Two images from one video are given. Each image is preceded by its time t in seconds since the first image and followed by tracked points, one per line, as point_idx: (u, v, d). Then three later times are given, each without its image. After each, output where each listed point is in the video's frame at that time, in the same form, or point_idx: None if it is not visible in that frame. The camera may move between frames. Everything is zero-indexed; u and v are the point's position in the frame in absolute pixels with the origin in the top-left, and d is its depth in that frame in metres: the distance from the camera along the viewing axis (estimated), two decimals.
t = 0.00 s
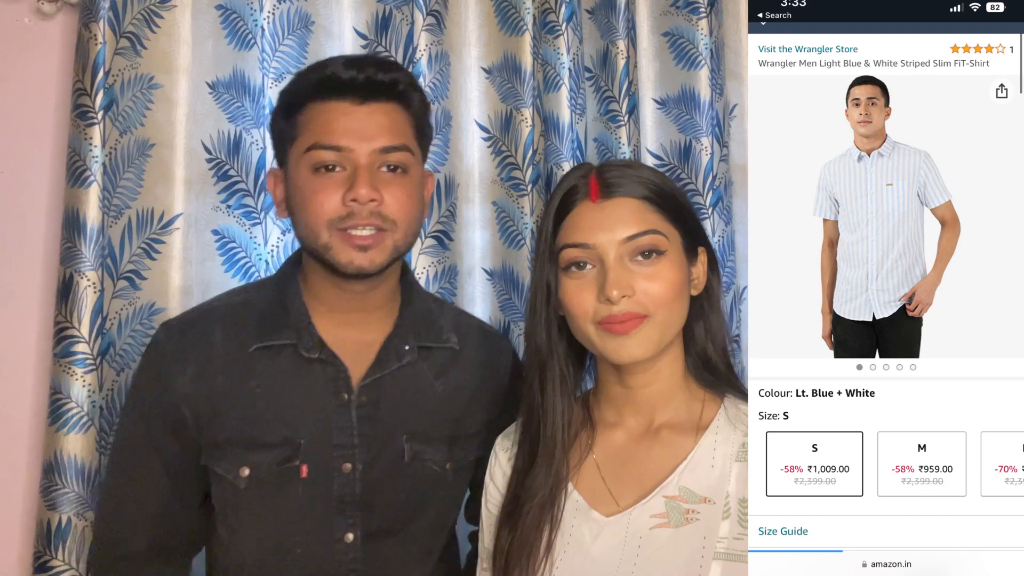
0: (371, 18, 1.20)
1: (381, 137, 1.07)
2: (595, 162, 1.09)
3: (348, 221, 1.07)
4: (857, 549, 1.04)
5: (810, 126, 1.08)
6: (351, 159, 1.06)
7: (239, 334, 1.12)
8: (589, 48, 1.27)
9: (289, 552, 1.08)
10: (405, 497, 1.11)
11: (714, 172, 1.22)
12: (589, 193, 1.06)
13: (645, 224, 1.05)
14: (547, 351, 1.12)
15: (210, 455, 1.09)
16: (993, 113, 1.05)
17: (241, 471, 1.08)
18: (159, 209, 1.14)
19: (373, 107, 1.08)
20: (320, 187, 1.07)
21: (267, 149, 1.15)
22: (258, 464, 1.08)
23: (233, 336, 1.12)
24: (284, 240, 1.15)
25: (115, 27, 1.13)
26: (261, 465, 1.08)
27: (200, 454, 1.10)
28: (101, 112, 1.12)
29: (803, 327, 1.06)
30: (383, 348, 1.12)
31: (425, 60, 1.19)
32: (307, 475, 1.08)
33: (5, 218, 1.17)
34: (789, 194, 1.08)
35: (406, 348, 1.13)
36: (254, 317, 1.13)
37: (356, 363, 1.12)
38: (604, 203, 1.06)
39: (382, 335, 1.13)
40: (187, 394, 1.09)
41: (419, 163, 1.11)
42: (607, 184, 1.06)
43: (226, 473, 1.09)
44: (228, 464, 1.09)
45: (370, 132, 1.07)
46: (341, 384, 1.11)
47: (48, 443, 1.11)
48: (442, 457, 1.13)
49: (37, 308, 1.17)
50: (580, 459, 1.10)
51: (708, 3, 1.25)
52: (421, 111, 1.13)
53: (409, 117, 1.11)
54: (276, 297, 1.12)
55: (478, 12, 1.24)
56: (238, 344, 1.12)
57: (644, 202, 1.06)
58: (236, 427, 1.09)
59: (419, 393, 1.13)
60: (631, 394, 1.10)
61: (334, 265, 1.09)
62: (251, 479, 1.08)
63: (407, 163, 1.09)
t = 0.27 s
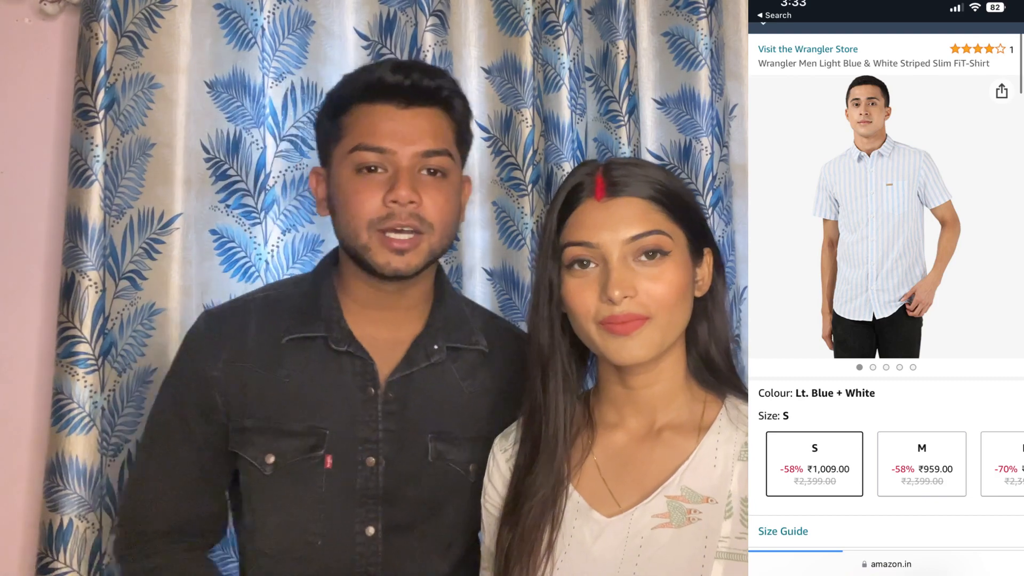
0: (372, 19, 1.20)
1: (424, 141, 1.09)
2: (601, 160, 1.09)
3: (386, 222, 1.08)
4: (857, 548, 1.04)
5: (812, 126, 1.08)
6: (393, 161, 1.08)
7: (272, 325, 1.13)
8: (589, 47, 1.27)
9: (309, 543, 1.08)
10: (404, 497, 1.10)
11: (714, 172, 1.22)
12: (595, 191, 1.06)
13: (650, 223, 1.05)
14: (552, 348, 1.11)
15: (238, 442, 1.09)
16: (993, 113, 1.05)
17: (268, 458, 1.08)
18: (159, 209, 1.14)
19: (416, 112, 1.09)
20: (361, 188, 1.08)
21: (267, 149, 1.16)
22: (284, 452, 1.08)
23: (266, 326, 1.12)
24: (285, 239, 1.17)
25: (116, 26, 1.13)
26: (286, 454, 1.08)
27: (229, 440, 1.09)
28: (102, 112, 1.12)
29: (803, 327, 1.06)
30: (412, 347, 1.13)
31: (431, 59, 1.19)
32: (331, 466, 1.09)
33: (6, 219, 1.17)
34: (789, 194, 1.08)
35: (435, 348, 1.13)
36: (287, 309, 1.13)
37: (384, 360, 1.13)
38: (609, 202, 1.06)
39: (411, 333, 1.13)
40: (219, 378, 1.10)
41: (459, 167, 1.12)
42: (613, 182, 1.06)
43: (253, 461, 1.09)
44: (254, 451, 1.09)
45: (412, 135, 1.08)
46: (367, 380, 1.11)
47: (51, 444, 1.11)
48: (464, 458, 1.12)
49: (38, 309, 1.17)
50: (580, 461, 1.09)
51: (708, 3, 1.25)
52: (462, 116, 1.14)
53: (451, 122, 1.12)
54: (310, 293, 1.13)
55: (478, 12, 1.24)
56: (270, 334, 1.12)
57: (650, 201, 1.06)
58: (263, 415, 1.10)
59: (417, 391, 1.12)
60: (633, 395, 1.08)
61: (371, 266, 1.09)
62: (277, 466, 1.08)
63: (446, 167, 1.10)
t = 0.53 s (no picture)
0: (373, 19, 1.20)
1: (433, 142, 1.09)
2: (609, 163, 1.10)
3: (393, 224, 1.07)
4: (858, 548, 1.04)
5: (812, 126, 1.08)
6: (401, 163, 1.08)
7: (281, 324, 1.13)
8: (589, 47, 1.27)
9: (313, 538, 1.08)
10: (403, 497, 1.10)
11: (714, 172, 1.22)
12: (601, 195, 1.06)
13: (656, 227, 1.05)
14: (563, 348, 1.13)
15: (245, 438, 1.10)
16: (993, 113, 1.05)
17: (273, 454, 1.09)
18: (159, 209, 1.14)
19: (423, 115, 1.09)
20: (369, 190, 1.07)
21: (268, 149, 1.18)
22: (288, 449, 1.09)
23: (274, 325, 1.13)
24: (285, 240, 1.19)
25: (116, 26, 1.12)
26: (290, 450, 1.09)
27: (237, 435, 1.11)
28: (103, 111, 1.10)
29: (803, 327, 1.06)
30: (417, 347, 1.13)
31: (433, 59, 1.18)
32: (333, 463, 1.09)
33: (5, 219, 1.17)
34: (789, 194, 1.08)
35: (440, 347, 1.14)
36: (297, 307, 1.14)
37: (389, 358, 1.13)
38: (615, 206, 1.06)
39: (419, 332, 1.15)
40: (227, 374, 1.11)
41: (466, 168, 1.12)
42: (619, 186, 1.06)
43: (258, 456, 1.09)
44: (259, 448, 1.09)
45: (421, 137, 1.08)
46: (371, 377, 1.11)
47: (54, 445, 1.10)
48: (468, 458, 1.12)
49: (37, 309, 1.17)
50: (587, 462, 1.10)
51: (708, 3, 1.25)
52: (469, 117, 1.14)
53: (458, 124, 1.12)
54: (318, 292, 1.14)
55: (479, 12, 1.24)
56: (279, 331, 1.13)
57: (657, 205, 1.06)
58: (270, 412, 1.10)
59: (415, 388, 1.12)
60: (638, 397, 1.10)
61: (378, 268, 1.09)
62: (281, 462, 1.09)
63: (454, 169, 1.10)
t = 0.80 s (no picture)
0: (371, 18, 1.19)
1: (394, 151, 1.11)
2: (611, 173, 1.07)
3: (359, 230, 1.11)
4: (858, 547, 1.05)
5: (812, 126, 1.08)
6: (364, 171, 1.10)
7: (248, 319, 1.13)
8: (589, 47, 1.26)
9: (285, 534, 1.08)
10: (404, 497, 1.10)
11: (714, 172, 1.20)
12: (602, 210, 1.05)
13: (659, 240, 1.03)
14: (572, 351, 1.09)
15: (211, 436, 1.10)
16: (992, 114, 1.05)
17: (238, 451, 1.09)
18: (160, 209, 1.13)
19: (389, 122, 1.11)
20: (333, 197, 1.10)
21: (267, 149, 1.14)
22: (254, 445, 1.09)
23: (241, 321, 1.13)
24: (284, 240, 1.14)
25: (116, 27, 1.14)
26: (257, 445, 1.09)
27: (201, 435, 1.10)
28: (102, 112, 1.12)
29: (803, 327, 1.06)
30: (386, 338, 1.12)
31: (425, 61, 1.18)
32: (300, 458, 1.09)
33: (6, 219, 1.17)
34: (789, 194, 1.07)
35: (411, 337, 1.13)
36: (262, 303, 1.13)
37: (358, 350, 1.12)
38: (617, 220, 1.04)
39: (390, 323, 1.13)
40: (192, 374, 1.11)
41: (430, 172, 1.14)
42: (621, 200, 1.05)
43: (223, 453, 1.09)
44: (225, 445, 1.09)
45: (382, 146, 1.10)
46: (339, 371, 1.11)
47: (52, 444, 1.11)
48: (440, 447, 1.11)
49: (38, 309, 1.17)
50: (595, 463, 1.09)
51: (708, 3, 1.24)
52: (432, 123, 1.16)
53: (421, 129, 1.14)
54: (282, 289, 1.13)
55: (478, 12, 1.23)
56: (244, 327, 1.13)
57: (661, 218, 1.04)
58: (236, 409, 1.10)
59: (407, 390, 1.11)
60: (647, 400, 1.08)
61: (343, 269, 1.12)
62: (248, 458, 1.09)
63: (418, 174, 1.12)
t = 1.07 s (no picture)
0: (370, 18, 1.19)
1: (342, 158, 1.08)
2: (611, 178, 1.06)
3: (309, 240, 1.09)
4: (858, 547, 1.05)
5: (812, 126, 1.08)
6: (314, 179, 1.07)
7: (193, 334, 1.11)
8: (589, 47, 1.26)
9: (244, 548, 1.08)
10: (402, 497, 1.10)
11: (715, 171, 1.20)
12: (601, 216, 1.04)
13: (658, 246, 1.02)
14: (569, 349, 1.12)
15: (161, 454, 1.08)
16: (992, 114, 1.05)
17: (191, 469, 1.08)
18: (158, 209, 1.13)
19: (335, 128, 1.09)
20: (283, 205, 1.08)
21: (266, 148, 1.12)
22: (206, 462, 1.08)
23: (187, 337, 1.11)
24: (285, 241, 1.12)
25: (115, 27, 1.14)
26: (210, 463, 1.08)
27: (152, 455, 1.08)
28: (102, 112, 1.12)
29: (803, 327, 1.06)
30: (338, 348, 1.11)
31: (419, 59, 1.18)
32: (256, 473, 1.08)
33: (5, 219, 1.17)
34: (790, 194, 1.07)
35: (361, 346, 1.12)
36: (210, 316, 1.12)
37: (314, 358, 1.11)
38: (616, 226, 1.03)
39: (340, 331, 1.12)
40: (140, 393, 1.09)
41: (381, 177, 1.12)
42: (621, 206, 1.04)
43: (177, 472, 1.08)
44: (178, 463, 1.08)
45: (331, 154, 1.08)
46: (291, 383, 1.10)
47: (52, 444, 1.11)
48: (400, 453, 1.11)
49: (38, 309, 1.17)
50: (601, 461, 1.11)
51: (708, 3, 1.24)
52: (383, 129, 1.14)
53: (369, 135, 1.12)
54: (230, 300, 1.12)
55: (478, 12, 1.23)
56: (191, 341, 1.11)
57: (661, 224, 1.03)
58: (184, 426, 1.09)
59: (375, 394, 1.11)
60: (650, 399, 1.09)
61: (293, 280, 1.10)
62: (201, 477, 1.08)
63: (369, 181, 1.10)
